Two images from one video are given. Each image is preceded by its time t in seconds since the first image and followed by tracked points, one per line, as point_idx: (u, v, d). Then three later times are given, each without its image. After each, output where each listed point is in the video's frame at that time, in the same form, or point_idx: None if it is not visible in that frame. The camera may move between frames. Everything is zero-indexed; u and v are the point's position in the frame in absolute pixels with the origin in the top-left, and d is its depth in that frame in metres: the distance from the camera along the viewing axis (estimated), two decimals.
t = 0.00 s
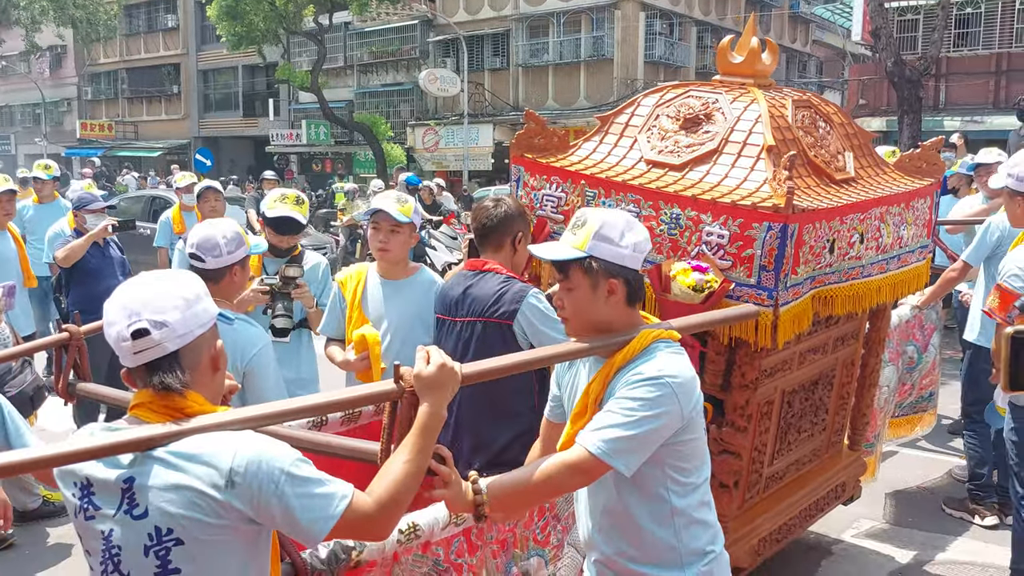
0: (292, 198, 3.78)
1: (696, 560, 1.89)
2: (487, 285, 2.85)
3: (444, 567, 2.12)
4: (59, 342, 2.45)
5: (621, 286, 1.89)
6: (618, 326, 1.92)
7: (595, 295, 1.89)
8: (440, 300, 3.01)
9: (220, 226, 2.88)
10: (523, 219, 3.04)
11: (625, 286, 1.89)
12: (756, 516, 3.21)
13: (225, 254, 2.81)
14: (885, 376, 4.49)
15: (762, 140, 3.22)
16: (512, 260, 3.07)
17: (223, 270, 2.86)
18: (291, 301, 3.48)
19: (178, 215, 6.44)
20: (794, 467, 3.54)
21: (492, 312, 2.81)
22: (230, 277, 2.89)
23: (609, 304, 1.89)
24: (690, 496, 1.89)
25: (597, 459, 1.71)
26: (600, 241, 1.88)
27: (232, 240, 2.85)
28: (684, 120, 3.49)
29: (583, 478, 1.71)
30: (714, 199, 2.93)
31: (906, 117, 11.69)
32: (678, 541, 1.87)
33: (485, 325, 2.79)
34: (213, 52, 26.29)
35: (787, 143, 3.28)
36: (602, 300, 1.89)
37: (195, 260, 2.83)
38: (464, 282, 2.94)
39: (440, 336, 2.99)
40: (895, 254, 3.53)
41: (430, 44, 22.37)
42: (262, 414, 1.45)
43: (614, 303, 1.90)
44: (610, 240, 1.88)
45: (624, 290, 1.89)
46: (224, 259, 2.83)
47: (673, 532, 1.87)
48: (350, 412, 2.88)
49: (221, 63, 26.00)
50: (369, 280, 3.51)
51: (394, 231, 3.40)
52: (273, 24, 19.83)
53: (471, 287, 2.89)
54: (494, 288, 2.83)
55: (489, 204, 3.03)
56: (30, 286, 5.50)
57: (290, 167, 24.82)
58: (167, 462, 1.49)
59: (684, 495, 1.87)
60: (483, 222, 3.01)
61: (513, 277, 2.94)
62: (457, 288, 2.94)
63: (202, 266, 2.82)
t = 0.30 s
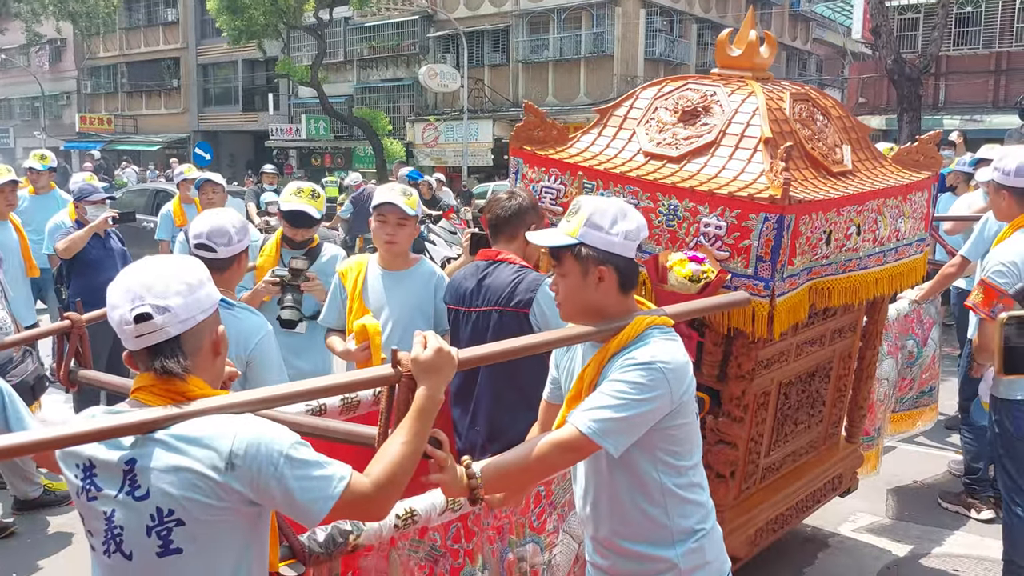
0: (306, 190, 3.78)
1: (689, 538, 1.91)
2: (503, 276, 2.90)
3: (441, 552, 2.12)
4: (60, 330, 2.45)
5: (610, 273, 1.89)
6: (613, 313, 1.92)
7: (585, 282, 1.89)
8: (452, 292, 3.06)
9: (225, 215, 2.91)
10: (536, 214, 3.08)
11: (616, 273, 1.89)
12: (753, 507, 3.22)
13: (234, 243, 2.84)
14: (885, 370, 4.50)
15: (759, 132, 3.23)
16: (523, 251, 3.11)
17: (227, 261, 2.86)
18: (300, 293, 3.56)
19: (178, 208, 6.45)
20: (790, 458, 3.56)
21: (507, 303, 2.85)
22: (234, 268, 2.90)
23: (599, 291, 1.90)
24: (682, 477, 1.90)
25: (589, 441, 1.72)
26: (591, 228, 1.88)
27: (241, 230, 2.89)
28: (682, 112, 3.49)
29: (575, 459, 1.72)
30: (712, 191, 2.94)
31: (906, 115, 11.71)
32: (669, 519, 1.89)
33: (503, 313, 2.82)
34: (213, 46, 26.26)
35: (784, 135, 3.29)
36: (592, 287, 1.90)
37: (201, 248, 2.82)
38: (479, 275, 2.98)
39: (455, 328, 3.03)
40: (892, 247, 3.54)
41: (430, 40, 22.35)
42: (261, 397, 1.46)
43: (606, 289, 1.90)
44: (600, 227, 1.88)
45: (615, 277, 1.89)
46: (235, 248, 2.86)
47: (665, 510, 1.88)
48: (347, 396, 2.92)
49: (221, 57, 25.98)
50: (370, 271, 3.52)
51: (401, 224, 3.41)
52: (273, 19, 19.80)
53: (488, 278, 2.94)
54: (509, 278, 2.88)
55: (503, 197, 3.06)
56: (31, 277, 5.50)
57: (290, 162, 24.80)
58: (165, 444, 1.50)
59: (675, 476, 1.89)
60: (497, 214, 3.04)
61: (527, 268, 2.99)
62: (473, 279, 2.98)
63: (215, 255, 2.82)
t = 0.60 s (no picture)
0: (321, 184, 3.89)
1: (689, 525, 1.99)
2: (513, 271, 3.00)
3: (444, 542, 2.18)
4: (69, 318, 2.54)
5: (600, 269, 1.95)
6: (611, 308, 1.99)
7: (576, 277, 1.96)
8: (462, 285, 3.15)
9: (235, 207, 2.98)
10: (549, 210, 3.13)
11: (606, 268, 1.94)
12: (754, 504, 3.29)
13: (245, 233, 2.91)
14: (888, 369, 4.56)
15: (762, 131, 3.29)
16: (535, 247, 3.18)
17: (237, 252, 2.93)
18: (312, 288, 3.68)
19: (187, 201, 6.54)
20: (793, 456, 3.62)
21: (518, 296, 2.94)
22: (244, 260, 2.97)
23: (589, 284, 1.96)
24: (682, 467, 1.97)
25: (589, 429, 1.79)
26: (581, 224, 1.94)
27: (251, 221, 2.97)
28: (686, 111, 3.56)
29: (574, 448, 1.80)
30: (715, 188, 3.01)
31: (911, 116, 11.75)
32: (669, 508, 1.96)
33: (514, 307, 2.92)
34: (221, 41, 26.35)
35: (788, 134, 3.36)
36: (583, 281, 1.96)
37: (212, 238, 2.89)
38: (490, 270, 3.08)
39: (466, 322, 3.12)
40: (893, 246, 3.61)
41: (436, 36, 22.40)
42: (272, 387, 1.52)
43: (596, 285, 1.96)
44: (589, 223, 1.93)
45: (609, 273, 1.95)
46: (246, 238, 2.93)
47: (664, 499, 1.96)
48: (355, 388, 2.98)
49: (228, 52, 26.06)
50: (375, 264, 3.60)
51: (423, 222, 3.49)
52: (281, 14, 19.87)
53: (498, 273, 3.03)
54: (520, 272, 2.98)
55: (516, 192, 3.12)
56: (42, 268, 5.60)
57: (296, 157, 24.89)
58: (181, 433, 1.57)
59: (675, 466, 1.96)
60: (510, 209, 3.11)
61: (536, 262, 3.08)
62: (484, 274, 3.08)
63: (227, 245, 2.89)
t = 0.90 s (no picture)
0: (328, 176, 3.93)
1: (684, 520, 1.98)
2: (521, 265, 3.00)
3: (450, 533, 2.18)
4: (76, 310, 2.55)
5: (608, 261, 1.95)
6: (619, 299, 1.98)
7: (584, 268, 1.97)
8: (470, 278, 3.17)
9: (242, 202, 2.98)
10: (558, 205, 3.12)
11: (612, 261, 1.95)
12: (758, 499, 3.28)
13: (251, 228, 2.90)
14: (891, 366, 4.55)
15: (770, 125, 3.29)
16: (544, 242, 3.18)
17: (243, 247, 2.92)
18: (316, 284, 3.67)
19: (193, 197, 6.55)
20: (797, 452, 3.62)
21: (526, 290, 2.95)
22: (251, 254, 2.96)
23: (597, 277, 1.96)
24: (684, 462, 1.97)
25: (599, 420, 1.79)
26: (588, 217, 1.95)
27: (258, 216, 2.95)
28: (694, 106, 3.57)
29: (582, 437, 1.79)
30: (723, 182, 3.01)
31: (915, 115, 11.73)
32: (667, 503, 1.96)
33: (521, 301, 2.92)
34: (225, 39, 26.36)
35: (796, 129, 3.35)
36: (591, 274, 1.96)
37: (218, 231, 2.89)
38: (497, 263, 3.09)
39: (472, 315, 3.14)
40: (900, 243, 3.60)
41: (440, 35, 22.40)
42: (302, 366, 1.55)
43: (603, 277, 1.96)
44: (596, 215, 1.94)
45: (615, 264, 1.95)
46: (249, 233, 2.91)
47: (663, 493, 1.95)
48: (359, 380, 3.00)
49: (233, 50, 26.06)
50: (381, 259, 3.60)
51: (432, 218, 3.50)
52: (286, 12, 19.87)
53: (506, 266, 3.04)
54: (527, 266, 2.98)
55: (525, 188, 3.12)
56: (48, 263, 5.61)
57: (300, 155, 24.89)
58: (209, 413, 1.55)
59: (678, 460, 1.96)
60: (519, 204, 3.11)
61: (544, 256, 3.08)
62: (492, 266, 3.09)
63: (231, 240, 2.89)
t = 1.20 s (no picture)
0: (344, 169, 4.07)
1: (695, 523, 1.98)
2: (529, 264, 3.00)
3: (457, 532, 2.17)
4: (81, 309, 2.56)
5: (618, 260, 1.94)
6: (631, 298, 1.98)
7: (595, 267, 1.96)
8: (479, 276, 3.18)
9: (244, 201, 2.96)
10: (568, 205, 3.13)
11: (623, 260, 1.94)
12: (764, 499, 3.27)
13: (253, 227, 2.90)
14: (896, 366, 4.54)
15: (774, 123, 3.29)
16: (552, 241, 3.17)
17: (245, 246, 2.91)
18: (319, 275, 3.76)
19: (197, 197, 6.56)
20: (803, 451, 3.61)
21: (534, 289, 2.94)
22: (253, 253, 2.95)
23: (608, 276, 1.96)
24: (694, 465, 1.97)
25: (609, 420, 1.79)
26: (600, 217, 1.95)
27: (259, 215, 2.94)
28: (697, 104, 3.56)
29: (593, 436, 1.79)
30: (727, 179, 3.00)
31: (920, 115, 11.71)
32: (677, 505, 1.96)
33: (528, 300, 2.92)
34: (230, 39, 26.42)
35: (799, 127, 3.35)
36: (602, 272, 1.96)
37: (221, 231, 2.90)
38: (506, 261, 3.09)
39: (480, 313, 3.14)
40: (905, 240, 3.59)
41: (445, 35, 22.42)
42: (308, 360, 1.56)
43: (613, 276, 1.96)
44: (608, 215, 1.93)
45: (626, 264, 1.94)
46: (251, 233, 2.90)
47: (673, 494, 1.95)
48: (365, 380, 3.00)
49: (238, 50, 26.12)
50: (385, 258, 3.59)
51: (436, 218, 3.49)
52: (291, 13, 19.91)
53: (514, 265, 3.04)
54: (535, 265, 2.99)
55: (536, 188, 3.12)
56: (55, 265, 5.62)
57: (304, 155, 24.92)
58: (227, 404, 1.52)
59: (688, 462, 1.96)
60: (529, 204, 3.12)
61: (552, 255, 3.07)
62: (499, 265, 3.09)
63: (232, 239, 2.89)
